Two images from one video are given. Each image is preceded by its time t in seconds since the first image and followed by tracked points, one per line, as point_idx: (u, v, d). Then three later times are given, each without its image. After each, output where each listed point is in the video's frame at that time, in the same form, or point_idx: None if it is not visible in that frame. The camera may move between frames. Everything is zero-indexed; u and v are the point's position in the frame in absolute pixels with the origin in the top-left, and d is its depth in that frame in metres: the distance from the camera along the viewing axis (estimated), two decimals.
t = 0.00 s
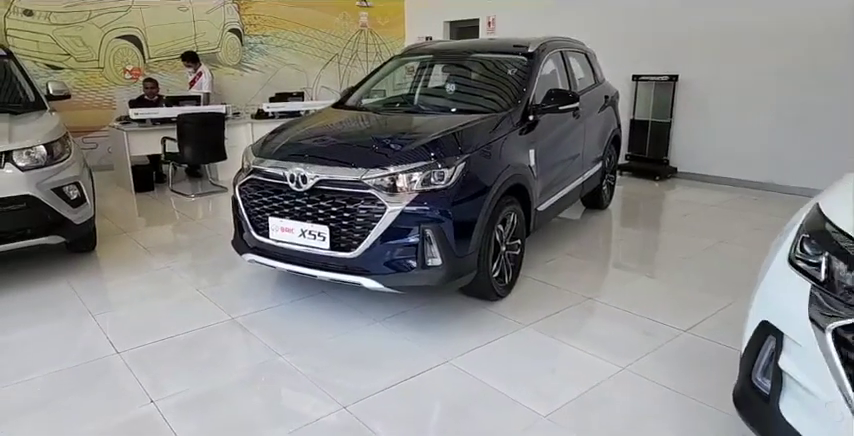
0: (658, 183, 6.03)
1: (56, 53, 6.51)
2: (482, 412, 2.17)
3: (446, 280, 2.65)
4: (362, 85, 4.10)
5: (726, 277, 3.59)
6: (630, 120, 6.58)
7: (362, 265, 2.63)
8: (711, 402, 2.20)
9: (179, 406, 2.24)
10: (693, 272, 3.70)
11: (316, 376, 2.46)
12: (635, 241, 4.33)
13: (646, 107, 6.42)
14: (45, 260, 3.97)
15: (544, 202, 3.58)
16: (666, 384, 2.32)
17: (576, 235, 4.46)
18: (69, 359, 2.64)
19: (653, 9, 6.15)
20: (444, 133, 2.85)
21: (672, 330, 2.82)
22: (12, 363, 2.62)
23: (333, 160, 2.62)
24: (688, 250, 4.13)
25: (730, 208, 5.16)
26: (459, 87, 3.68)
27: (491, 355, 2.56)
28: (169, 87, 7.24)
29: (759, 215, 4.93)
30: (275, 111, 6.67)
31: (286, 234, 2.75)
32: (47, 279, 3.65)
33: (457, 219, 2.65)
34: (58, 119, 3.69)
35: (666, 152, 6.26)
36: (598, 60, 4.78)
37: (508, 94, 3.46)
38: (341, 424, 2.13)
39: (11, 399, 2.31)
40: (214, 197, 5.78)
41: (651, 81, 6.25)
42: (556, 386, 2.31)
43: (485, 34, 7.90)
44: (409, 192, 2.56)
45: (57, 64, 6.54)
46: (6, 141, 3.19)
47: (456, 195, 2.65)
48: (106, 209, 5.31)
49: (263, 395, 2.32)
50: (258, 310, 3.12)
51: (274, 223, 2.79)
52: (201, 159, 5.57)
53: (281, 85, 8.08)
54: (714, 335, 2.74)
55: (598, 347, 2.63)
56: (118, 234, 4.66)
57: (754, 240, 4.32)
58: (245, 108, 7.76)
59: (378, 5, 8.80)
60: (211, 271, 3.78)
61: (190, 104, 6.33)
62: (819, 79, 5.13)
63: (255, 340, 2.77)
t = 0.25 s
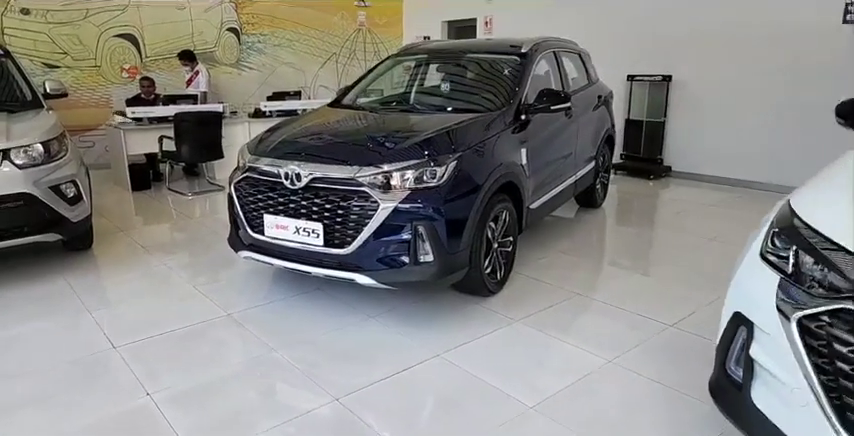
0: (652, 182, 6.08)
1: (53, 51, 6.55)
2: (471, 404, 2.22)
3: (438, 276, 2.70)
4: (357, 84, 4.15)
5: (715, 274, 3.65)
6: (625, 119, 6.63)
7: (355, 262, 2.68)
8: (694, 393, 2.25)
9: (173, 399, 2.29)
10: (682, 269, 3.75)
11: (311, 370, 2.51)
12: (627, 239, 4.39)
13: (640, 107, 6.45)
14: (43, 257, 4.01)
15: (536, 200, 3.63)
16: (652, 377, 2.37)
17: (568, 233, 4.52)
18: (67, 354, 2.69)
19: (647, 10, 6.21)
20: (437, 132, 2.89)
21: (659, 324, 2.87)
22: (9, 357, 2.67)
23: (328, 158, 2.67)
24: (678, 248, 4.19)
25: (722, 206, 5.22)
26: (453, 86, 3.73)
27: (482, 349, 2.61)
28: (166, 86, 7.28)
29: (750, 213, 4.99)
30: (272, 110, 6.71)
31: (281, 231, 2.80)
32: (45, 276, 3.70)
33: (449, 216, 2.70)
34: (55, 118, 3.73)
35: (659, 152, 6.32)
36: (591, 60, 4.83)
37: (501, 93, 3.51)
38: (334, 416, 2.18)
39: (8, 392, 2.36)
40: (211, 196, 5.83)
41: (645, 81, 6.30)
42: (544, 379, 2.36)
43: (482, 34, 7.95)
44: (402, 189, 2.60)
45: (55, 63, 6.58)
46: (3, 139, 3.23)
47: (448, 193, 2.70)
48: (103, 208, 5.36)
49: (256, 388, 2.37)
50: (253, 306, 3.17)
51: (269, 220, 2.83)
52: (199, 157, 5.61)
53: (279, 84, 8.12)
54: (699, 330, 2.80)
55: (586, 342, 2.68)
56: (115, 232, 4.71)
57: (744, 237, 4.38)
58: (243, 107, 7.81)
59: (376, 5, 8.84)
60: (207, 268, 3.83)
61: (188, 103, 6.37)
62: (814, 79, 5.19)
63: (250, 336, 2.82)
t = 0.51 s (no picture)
0: (642, 181, 6.15)
1: (48, 51, 6.59)
2: (455, 395, 2.27)
3: (425, 271, 2.76)
4: (349, 83, 4.20)
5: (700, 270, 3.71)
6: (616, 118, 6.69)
7: (343, 257, 2.73)
8: (672, 384, 2.31)
9: (163, 391, 2.34)
10: (668, 266, 3.81)
11: (299, 363, 2.56)
12: (615, 236, 4.45)
13: (631, 106, 6.52)
14: (37, 255, 4.06)
15: (523, 197, 3.69)
16: (632, 368, 2.43)
17: (558, 230, 4.58)
18: (61, 348, 2.74)
19: (639, 10, 6.27)
20: (425, 130, 2.95)
21: (642, 319, 2.93)
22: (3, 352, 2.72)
23: (317, 156, 2.72)
24: (665, 245, 4.25)
25: (710, 204, 5.28)
26: (442, 86, 3.79)
27: (467, 342, 2.67)
28: (161, 86, 7.32)
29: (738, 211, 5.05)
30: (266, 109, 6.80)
31: (271, 227, 2.85)
32: (40, 273, 3.74)
33: (436, 213, 2.76)
34: (50, 117, 3.78)
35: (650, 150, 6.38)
36: (581, 59, 4.89)
37: (489, 92, 3.57)
38: (320, 406, 2.23)
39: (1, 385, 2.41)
40: (205, 194, 5.88)
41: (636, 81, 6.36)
42: (527, 370, 2.41)
43: (476, 34, 8.01)
44: (390, 186, 2.66)
45: (50, 62, 6.62)
46: None
47: (435, 190, 2.75)
48: (98, 206, 5.40)
49: (245, 380, 2.42)
50: (244, 302, 3.22)
51: (259, 216, 2.89)
52: (193, 156, 5.66)
53: (274, 84, 8.17)
54: (681, 324, 2.86)
55: (570, 335, 2.74)
56: (110, 230, 4.75)
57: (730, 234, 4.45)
58: (238, 106, 7.85)
59: (371, 5, 8.89)
60: (200, 265, 3.89)
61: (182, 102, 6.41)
62: (800, 78, 5.26)
63: (240, 330, 2.88)
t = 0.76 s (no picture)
0: (632, 179, 6.20)
1: (42, 50, 6.63)
2: (435, 386, 2.32)
3: (410, 266, 2.82)
4: (339, 82, 4.25)
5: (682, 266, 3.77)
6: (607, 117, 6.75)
7: (329, 252, 2.78)
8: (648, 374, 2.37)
9: (149, 382, 2.39)
10: (652, 262, 3.87)
11: (285, 355, 2.61)
12: (602, 234, 4.51)
13: (621, 105, 6.59)
14: (30, 251, 4.11)
15: (509, 194, 3.75)
16: (610, 359, 2.48)
17: (546, 227, 4.64)
18: (52, 341, 2.79)
19: (628, 11, 6.33)
20: (411, 127, 3.00)
21: (622, 313, 2.99)
22: None
23: (303, 152, 2.77)
24: (651, 241, 4.31)
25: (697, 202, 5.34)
26: (430, 84, 3.84)
27: (450, 335, 2.72)
28: (156, 84, 7.35)
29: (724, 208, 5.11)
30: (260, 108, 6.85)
31: (259, 223, 2.90)
32: (32, 269, 3.79)
33: (421, 208, 2.81)
34: (43, 115, 3.83)
35: (640, 149, 6.44)
36: (569, 58, 4.95)
37: (475, 91, 3.62)
38: (304, 397, 2.28)
39: None
40: (198, 192, 5.92)
41: (626, 80, 6.43)
42: (507, 362, 2.47)
43: (469, 34, 8.07)
44: (375, 182, 2.71)
45: (45, 61, 6.65)
46: None
47: (420, 186, 2.81)
48: (91, 204, 5.44)
49: (231, 371, 2.48)
50: (233, 296, 3.27)
51: (247, 212, 2.94)
52: (186, 154, 5.70)
53: (268, 83, 8.22)
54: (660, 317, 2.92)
55: (552, 328, 2.79)
56: (103, 227, 4.80)
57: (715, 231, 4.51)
58: (232, 105, 7.90)
59: (365, 4, 8.93)
60: (191, 261, 3.94)
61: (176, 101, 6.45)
62: (785, 77, 5.32)
63: (228, 323, 2.93)
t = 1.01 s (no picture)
0: (624, 177, 6.24)
1: (38, 49, 6.66)
2: (419, 376, 2.37)
3: (397, 260, 2.87)
4: (330, 80, 4.29)
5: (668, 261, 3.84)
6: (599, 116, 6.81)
7: (317, 247, 2.83)
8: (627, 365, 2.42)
9: (140, 373, 2.44)
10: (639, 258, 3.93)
11: (273, 348, 2.66)
12: (590, 231, 4.57)
13: (612, 104, 6.66)
14: (24, 247, 4.15)
15: (497, 191, 3.80)
16: (592, 351, 2.53)
17: (535, 224, 4.69)
18: (44, 334, 2.84)
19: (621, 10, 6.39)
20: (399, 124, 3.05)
21: (606, 306, 3.05)
22: None
23: (292, 149, 2.82)
24: (639, 238, 4.37)
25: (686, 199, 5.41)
26: (420, 83, 3.89)
27: (436, 328, 2.77)
28: (151, 83, 7.39)
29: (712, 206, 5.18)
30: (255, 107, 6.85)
31: (248, 218, 2.95)
32: (25, 265, 3.83)
33: (408, 204, 2.86)
34: (37, 113, 3.87)
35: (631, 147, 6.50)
36: (559, 57, 5.00)
37: (464, 89, 3.67)
38: (290, 388, 2.33)
39: None
40: (193, 190, 5.97)
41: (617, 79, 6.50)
42: (490, 354, 2.51)
43: (463, 33, 8.12)
44: (362, 179, 2.76)
45: (40, 60, 6.69)
46: None
47: (407, 182, 2.85)
48: (85, 202, 5.48)
49: (220, 363, 2.53)
50: (224, 292, 3.32)
51: (237, 208, 2.98)
52: (181, 153, 5.74)
53: (263, 82, 8.26)
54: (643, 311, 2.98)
55: (536, 322, 2.84)
56: (97, 224, 4.84)
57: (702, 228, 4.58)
58: (227, 104, 7.94)
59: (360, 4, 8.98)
60: (183, 258, 3.98)
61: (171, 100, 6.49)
62: (774, 76, 5.39)
63: (219, 317, 2.98)
